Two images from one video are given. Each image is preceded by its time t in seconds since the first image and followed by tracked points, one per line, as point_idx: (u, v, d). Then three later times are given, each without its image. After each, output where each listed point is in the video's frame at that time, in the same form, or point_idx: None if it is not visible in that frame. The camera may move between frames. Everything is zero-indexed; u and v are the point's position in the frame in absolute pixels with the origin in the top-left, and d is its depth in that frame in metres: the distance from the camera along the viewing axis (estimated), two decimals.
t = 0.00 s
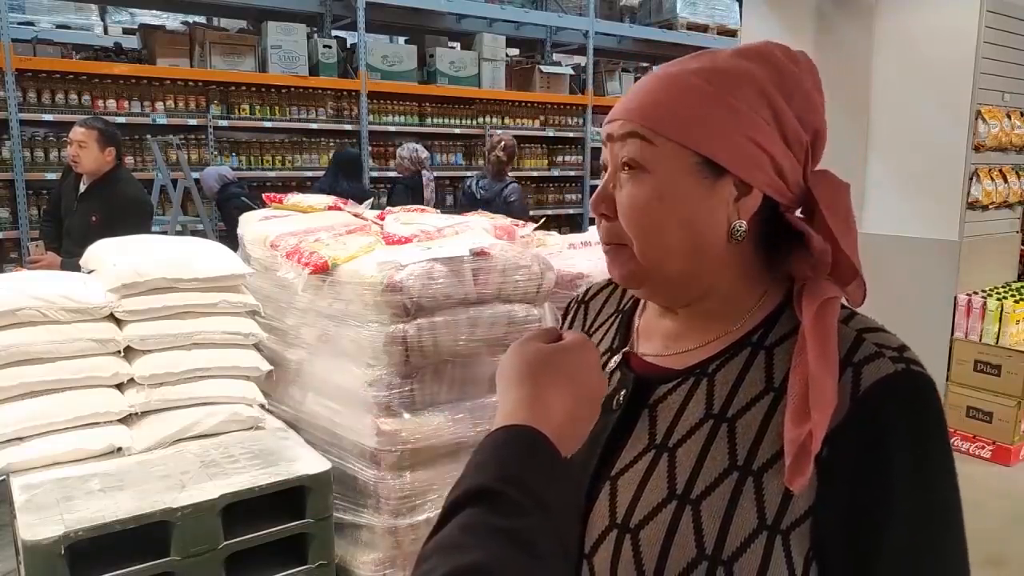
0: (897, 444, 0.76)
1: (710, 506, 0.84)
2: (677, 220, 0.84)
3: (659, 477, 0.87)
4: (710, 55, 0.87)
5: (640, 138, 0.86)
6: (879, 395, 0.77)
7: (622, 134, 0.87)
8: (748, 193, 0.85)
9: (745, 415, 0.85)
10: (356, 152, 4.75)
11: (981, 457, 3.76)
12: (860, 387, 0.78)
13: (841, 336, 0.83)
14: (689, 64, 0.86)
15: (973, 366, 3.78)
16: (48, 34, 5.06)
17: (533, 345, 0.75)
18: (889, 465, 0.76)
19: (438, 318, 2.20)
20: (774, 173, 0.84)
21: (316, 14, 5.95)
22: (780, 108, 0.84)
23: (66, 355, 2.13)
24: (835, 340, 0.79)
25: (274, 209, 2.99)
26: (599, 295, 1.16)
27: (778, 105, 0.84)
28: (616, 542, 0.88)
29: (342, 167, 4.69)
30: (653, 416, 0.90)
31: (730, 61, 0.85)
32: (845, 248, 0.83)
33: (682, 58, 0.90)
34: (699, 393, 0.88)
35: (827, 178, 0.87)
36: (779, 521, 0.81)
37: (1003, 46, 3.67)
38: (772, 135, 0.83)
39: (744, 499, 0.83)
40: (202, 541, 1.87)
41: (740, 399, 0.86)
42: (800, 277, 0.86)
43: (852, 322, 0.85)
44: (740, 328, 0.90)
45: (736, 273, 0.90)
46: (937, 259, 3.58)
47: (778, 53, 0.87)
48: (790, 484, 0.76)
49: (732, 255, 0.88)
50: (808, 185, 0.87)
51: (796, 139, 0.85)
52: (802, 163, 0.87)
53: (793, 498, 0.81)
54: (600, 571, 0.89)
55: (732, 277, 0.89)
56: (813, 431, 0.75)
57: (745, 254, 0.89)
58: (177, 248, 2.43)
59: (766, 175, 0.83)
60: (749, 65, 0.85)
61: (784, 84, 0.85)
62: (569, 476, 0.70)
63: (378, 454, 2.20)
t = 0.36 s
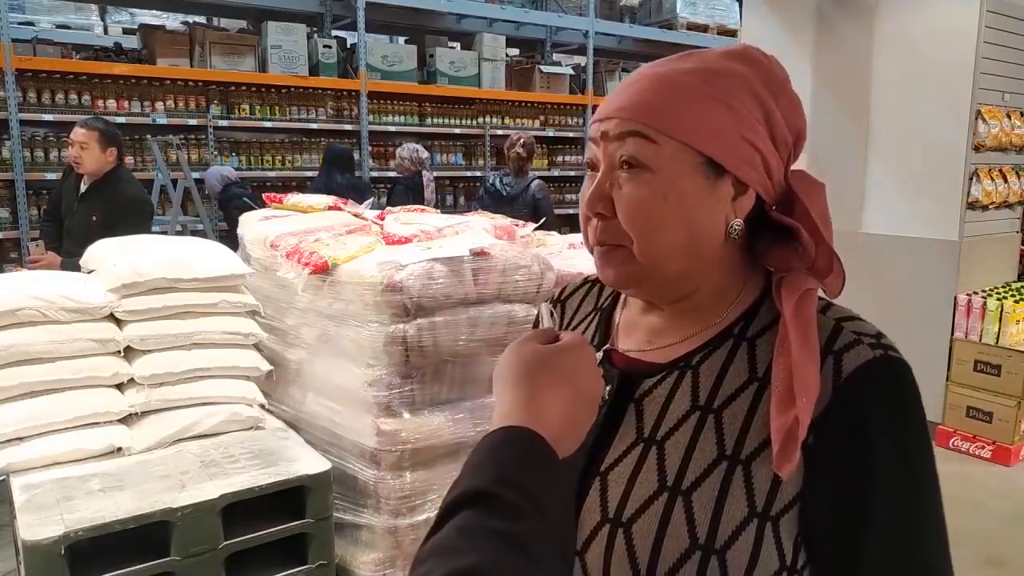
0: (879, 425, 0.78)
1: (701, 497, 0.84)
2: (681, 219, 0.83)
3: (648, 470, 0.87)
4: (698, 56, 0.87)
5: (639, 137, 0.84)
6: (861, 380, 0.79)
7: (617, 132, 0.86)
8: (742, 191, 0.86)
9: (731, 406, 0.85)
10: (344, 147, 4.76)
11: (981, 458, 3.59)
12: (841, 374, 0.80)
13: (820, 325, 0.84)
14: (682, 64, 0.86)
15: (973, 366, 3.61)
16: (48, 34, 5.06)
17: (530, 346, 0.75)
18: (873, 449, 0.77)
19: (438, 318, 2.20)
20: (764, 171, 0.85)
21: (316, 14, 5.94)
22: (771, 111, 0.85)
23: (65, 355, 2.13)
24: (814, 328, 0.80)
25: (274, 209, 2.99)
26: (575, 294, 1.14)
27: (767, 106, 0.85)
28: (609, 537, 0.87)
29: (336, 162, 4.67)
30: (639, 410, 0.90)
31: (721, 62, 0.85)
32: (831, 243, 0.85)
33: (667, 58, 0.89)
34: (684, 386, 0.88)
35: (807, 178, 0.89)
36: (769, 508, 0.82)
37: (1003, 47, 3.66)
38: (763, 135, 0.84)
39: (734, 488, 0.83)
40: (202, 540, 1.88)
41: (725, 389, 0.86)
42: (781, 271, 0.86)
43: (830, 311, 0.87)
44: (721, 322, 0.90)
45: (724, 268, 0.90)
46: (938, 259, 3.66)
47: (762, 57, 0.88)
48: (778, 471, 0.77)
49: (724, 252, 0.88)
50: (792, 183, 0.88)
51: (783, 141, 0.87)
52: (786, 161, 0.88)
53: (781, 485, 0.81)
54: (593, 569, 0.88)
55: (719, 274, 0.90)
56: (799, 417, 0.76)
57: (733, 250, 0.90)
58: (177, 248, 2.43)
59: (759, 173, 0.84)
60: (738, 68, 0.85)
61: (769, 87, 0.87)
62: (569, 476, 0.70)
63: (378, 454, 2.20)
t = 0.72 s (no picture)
0: (853, 410, 0.81)
1: (685, 485, 0.84)
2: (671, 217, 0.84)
3: (633, 461, 0.87)
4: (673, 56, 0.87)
5: (625, 136, 0.84)
6: (834, 366, 0.82)
7: (603, 132, 0.85)
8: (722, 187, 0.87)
9: (711, 395, 0.86)
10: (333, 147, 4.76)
11: (981, 458, 3.57)
12: (815, 361, 0.83)
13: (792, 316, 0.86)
14: (665, 65, 0.86)
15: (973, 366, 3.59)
16: (48, 34, 5.05)
17: (524, 347, 0.75)
18: (846, 431, 0.81)
19: (438, 318, 2.20)
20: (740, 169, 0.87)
21: (316, 14, 5.94)
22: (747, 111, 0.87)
23: (65, 355, 2.13)
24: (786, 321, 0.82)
25: (274, 209, 2.99)
26: (549, 294, 1.14)
27: (741, 106, 0.87)
28: (596, 528, 0.87)
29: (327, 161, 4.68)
30: (621, 404, 0.89)
31: (697, 63, 0.86)
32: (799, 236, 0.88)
33: (644, 58, 0.89)
34: (664, 379, 0.88)
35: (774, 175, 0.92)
36: (751, 493, 0.83)
37: (1003, 47, 3.66)
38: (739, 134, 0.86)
39: (717, 475, 0.84)
40: (202, 541, 1.88)
41: (704, 379, 0.87)
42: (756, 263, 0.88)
43: (801, 303, 0.89)
44: (696, 315, 0.91)
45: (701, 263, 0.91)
46: (938, 258, 3.65)
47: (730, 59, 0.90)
48: (759, 456, 0.79)
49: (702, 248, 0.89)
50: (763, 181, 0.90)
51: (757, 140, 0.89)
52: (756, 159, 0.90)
53: (762, 470, 0.83)
54: (582, 560, 0.88)
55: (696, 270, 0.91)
56: (777, 404, 0.78)
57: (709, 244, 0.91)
58: (177, 248, 2.44)
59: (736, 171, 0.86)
60: (712, 68, 0.87)
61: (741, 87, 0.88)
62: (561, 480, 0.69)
63: (378, 454, 2.20)
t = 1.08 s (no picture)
0: (826, 398, 0.81)
1: (667, 475, 0.84)
2: (664, 211, 0.85)
3: (615, 454, 0.86)
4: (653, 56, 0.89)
5: (623, 133, 0.84)
6: (808, 357, 0.82)
7: (599, 129, 0.85)
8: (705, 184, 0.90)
9: (688, 387, 0.86)
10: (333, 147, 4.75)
11: (981, 458, 3.57)
12: (787, 350, 0.83)
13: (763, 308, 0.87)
14: (653, 64, 0.86)
15: (973, 367, 3.59)
16: (48, 34, 5.05)
17: (504, 347, 0.73)
18: (822, 421, 0.81)
19: (438, 318, 2.20)
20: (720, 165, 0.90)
21: (316, 14, 5.94)
22: (724, 112, 0.90)
23: (65, 355, 2.13)
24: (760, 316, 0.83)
25: (274, 209, 2.99)
26: (522, 296, 1.12)
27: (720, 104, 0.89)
28: (580, 522, 0.86)
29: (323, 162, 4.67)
30: (601, 399, 0.89)
31: (679, 63, 0.88)
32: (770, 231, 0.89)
33: (628, 58, 0.89)
34: (642, 373, 0.88)
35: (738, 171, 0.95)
36: (730, 481, 0.83)
37: (1003, 47, 3.66)
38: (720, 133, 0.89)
39: (696, 466, 0.84)
40: (202, 541, 1.88)
41: (682, 371, 0.87)
42: (729, 256, 0.90)
43: (772, 294, 0.90)
44: (674, 310, 0.91)
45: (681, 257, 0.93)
46: (937, 258, 3.65)
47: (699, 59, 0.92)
48: (737, 444, 0.79)
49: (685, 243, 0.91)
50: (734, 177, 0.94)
51: (731, 140, 0.91)
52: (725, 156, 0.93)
53: (741, 459, 0.83)
54: (568, 556, 0.87)
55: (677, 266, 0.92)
56: (754, 392, 0.78)
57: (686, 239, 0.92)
58: (177, 248, 2.44)
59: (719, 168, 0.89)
60: (692, 68, 0.89)
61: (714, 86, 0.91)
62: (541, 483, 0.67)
63: (378, 454, 2.20)
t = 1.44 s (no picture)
0: (811, 398, 0.82)
1: (656, 477, 0.84)
2: (639, 212, 0.85)
3: (603, 458, 0.86)
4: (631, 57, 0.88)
5: (594, 135, 0.84)
6: (792, 357, 0.83)
7: (572, 131, 0.84)
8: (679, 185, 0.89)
9: (674, 389, 0.86)
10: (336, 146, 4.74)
11: (981, 458, 3.56)
12: (771, 351, 0.83)
13: (747, 309, 0.87)
14: (628, 65, 0.86)
15: (973, 367, 3.58)
16: (48, 34, 5.06)
17: (494, 344, 0.72)
18: (807, 421, 0.81)
19: (438, 318, 2.21)
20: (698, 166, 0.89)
21: (316, 14, 5.94)
22: (702, 110, 0.89)
23: (65, 355, 2.13)
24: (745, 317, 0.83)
25: (274, 209, 2.99)
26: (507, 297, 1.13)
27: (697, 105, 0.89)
28: (571, 527, 0.86)
29: (327, 161, 4.67)
30: (588, 402, 0.88)
31: (656, 64, 0.87)
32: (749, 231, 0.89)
33: (605, 58, 0.89)
34: (629, 376, 0.88)
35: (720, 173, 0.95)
36: (718, 482, 0.83)
37: (1003, 47, 3.66)
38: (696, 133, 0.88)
39: (684, 467, 0.84)
40: (203, 541, 1.88)
41: (668, 373, 0.87)
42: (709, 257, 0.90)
43: (754, 294, 0.90)
44: (657, 312, 0.91)
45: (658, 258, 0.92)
46: (936, 258, 3.65)
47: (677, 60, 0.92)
48: (724, 445, 0.80)
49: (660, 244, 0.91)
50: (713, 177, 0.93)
51: (709, 139, 0.91)
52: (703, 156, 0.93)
53: (728, 459, 0.83)
54: (558, 561, 0.86)
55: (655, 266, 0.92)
56: (740, 394, 0.79)
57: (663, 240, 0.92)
58: (177, 248, 2.44)
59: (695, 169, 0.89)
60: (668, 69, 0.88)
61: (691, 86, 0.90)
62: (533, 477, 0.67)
63: (378, 454, 2.20)
